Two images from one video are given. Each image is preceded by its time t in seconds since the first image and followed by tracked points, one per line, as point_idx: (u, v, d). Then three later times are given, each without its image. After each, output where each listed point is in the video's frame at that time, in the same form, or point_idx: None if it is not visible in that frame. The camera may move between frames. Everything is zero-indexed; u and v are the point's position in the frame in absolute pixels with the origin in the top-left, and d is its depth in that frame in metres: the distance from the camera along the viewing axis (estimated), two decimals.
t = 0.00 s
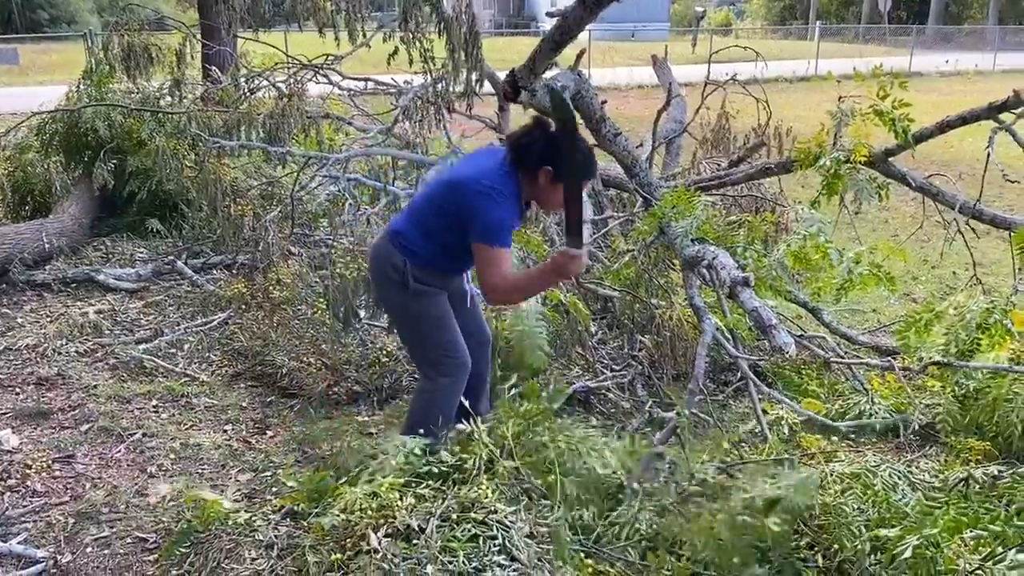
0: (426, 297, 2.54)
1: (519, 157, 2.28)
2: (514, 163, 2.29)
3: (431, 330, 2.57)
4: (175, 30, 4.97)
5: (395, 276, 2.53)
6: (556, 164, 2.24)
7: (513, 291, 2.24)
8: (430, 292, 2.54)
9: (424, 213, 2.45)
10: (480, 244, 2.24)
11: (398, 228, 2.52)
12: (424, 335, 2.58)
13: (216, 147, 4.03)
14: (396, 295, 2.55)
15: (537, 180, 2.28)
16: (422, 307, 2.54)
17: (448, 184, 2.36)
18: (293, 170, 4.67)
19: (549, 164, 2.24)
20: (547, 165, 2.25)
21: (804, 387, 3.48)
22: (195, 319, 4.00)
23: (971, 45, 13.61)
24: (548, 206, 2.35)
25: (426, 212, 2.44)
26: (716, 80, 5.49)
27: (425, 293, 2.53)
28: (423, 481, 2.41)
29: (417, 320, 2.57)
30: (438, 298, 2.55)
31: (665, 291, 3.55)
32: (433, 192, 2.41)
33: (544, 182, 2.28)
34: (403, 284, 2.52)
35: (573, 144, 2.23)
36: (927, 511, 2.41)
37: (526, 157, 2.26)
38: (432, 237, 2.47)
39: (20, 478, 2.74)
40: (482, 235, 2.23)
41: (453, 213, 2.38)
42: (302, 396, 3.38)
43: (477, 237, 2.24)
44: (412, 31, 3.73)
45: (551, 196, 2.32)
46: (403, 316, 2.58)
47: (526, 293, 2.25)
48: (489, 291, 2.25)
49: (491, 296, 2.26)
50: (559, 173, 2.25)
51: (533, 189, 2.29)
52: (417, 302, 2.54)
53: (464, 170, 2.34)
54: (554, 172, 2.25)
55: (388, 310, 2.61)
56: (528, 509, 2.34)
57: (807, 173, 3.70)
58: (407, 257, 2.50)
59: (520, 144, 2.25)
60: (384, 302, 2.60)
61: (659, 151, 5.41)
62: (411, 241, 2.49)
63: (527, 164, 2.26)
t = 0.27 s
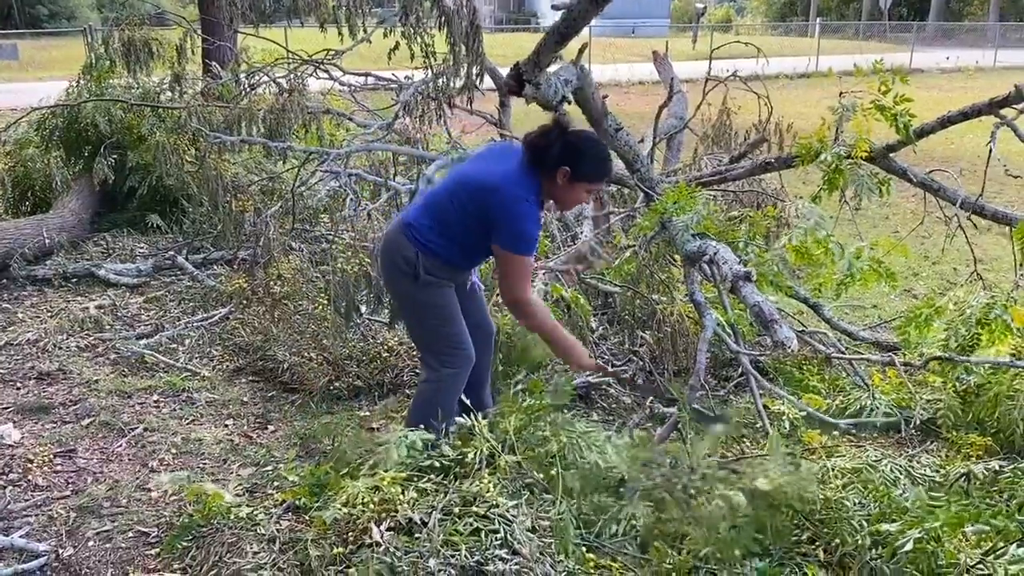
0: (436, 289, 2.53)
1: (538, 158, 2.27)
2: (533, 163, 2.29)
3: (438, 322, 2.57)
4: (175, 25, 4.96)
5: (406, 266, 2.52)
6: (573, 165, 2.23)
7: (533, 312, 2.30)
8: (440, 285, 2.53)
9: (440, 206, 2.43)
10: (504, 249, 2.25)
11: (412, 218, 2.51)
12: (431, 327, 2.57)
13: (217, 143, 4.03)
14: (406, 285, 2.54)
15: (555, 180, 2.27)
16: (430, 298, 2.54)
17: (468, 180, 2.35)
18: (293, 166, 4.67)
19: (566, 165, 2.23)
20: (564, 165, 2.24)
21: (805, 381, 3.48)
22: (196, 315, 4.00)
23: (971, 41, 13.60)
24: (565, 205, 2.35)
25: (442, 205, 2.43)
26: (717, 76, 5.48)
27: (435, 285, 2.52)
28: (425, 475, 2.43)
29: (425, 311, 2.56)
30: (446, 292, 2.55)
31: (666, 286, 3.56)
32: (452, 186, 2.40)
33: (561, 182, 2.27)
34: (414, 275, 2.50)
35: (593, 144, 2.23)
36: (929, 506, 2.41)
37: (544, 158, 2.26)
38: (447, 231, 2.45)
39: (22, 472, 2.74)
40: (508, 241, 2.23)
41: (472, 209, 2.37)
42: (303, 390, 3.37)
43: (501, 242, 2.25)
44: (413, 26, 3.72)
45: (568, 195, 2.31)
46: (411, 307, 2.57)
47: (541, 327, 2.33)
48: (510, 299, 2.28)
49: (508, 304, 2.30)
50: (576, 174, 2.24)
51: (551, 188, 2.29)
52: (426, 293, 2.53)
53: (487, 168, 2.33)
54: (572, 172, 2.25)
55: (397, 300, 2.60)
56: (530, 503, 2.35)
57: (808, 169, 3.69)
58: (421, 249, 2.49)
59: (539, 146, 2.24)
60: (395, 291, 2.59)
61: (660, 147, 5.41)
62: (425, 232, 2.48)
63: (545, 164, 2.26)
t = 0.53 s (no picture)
0: (438, 282, 2.53)
1: (540, 144, 2.27)
2: (535, 150, 2.29)
3: (439, 315, 2.57)
4: (177, 22, 4.96)
5: (410, 257, 2.53)
6: (576, 149, 2.24)
7: (511, 298, 2.24)
8: (442, 278, 2.53)
9: (446, 197, 2.44)
10: (494, 232, 2.19)
11: (420, 210, 2.52)
12: (433, 320, 2.58)
13: (219, 140, 4.02)
14: (409, 277, 2.55)
15: (559, 166, 2.27)
16: (432, 291, 2.54)
17: (473, 170, 2.35)
18: (296, 163, 4.67)
19: (570, 150, 2.23)
20: (568, 150, 2.24)
21: (807, 379, 3.48)
22: (198, 312, 4.00)
23: (973, 40, 13.58)
24: (570, 191, 2.34)
25: (447, 196, 2.44)
26: (720, 74, 5.47)
27: (437, 278, 2.53)
28: (429, 471, 2.43)
29: (427, 304, 2.57)
30: (448, 285, 2.55)
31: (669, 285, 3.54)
32: (457, 177, 2.41)
33: (565, 168, 2.27)
34: (417, 266, 2.52)
35: (595, 128, 2.23)
36: (931, 504, 2.41)
37: (547, 144, 2.26)
38: (451, 223, 2.46)
39: (26, 468, 2.75)
40: (498, 226, 2.19)
41: (476, 200, 2.37)
42: (305, 387, 3.38)
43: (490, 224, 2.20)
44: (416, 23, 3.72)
45: (572, 181, 2.31)
46: (414, 299, 2.58)
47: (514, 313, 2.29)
48: (489, 279, 2.21)
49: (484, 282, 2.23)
50: (580, 158, 2.24)
51: (555, 174, 2.29)
52: (428, 285, 2.54)
53: (489, 158, 2.32)
54: (575, 157, 2.25)
55: (402, 292, 2.61)
56: (533, 499, 2.35)
57: (810, 167, 3.69)
58: (425, 240, 2.50)
59: (541, 132, 2.24)
60: (400, 282, 2.61)
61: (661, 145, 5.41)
62: (430, 223, 2.48)
63: (548, 150, 2.26)
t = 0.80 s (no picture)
0: (437, 280, 2.54)
1: (540, 141, 2.28)
2: (535, 146, 2.30)
3: (438, 313, 2.58)
4: (179, 21, 4.96)
5: (411, 255, 2.54)
6: (576, 145, 2.24)
7: (507, 287, 2.25)
8: (442, 276, 2.54)
9: (445, 195, 2.45)
10: (485, 228, 2.21)
11: (421, 207, 2.53)
12: (432, 318, 2.59)
13: (222, 139, 4.03)
14: (410, 275, 2.56)
15: (558, 162, 2.28)
16: (431, 289, 2.55)
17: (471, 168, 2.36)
18: (298, 162, 4.67)
19: (569, 147, 2.24)
20: (567, 146, 2.25)
21: (808, 379, 3.48)
22: (200, 311, 4.01)
23: (975, 39, 13.56)
24: (569, 189, 2.35)
25: (447, 194, 2.44)
26: (722, 74, 5.47)
27: (436, 276, 2.53)
28: (430, 471, 2.43)
29: (427, 302, 2.58)
30: (448, 284, 2.55)
31: (670, 285, 3.50)
32: (457, 175, 2.41)
33: (564, 164, 2.28)
34: (417, 264, 2.52)
35: (594, 125, 2.25)
36: (932, 503, 2.41)
37: (547, 140, 2.27)
38: (450, 221, 2.46)
39: (28, 467, 2.75)
40: (490, 223, 2.20)
41: (474, 198, 2.37)
42: (308, 386, 3.38)
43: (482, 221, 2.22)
44: (418, 23, 3.72)
45: (572, 178, 2.32)
46: (415, 297, 2.59)
47: (516, 298, 2.29)
48: (482, 272, 2.24)
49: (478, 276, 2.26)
50: (579, 154, 2.25)
51: (555, 170, 2.29)
52: (428, 284, 2.54)
53: (487, 156, 2.33)
54: (574, 154, 2.25)
55: (403, 289, 2.62)
56: (535, 499, 2.35)
57: (812, 166, 3.69)
58: (425, 238, 2.50)
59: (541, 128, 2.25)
60: (400, 280, 2.62)
61: (663, 145, 5.41)
62: (430, 221, 2.49)
63: (548, 146, 2.27)
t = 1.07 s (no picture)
0: (442, 283, 2.55)
1: (544, 148, 2.28)
2: (539, 153, 2.29)
3: (444, 316, 2.59)
4: (182, 22, 4.97)
5: (417, 258, 2.55)
6: (579, 152, 2.23)
7: (558, 292, 2.27)
8: (447, 278, 2.55)
9: (451, 199, 2.46)
10: (514, 240, 2.24)
11: (425, 211, 2.54)
12: (437, 320, 2.60)
13: (224, 140, 4.03)
14: (415, 277, 2.57)
15: (562, 169, 2.27)
16: (437, 291, 2.56)
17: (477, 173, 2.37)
18: (300, 163, 4.68)
19: (572, 154, 2.23)
20: (571, 153, 2.24)
21: (810, 380, 3.47)
22: (203, 311, 4.02)
23: (978, 40, 13.55)
24: (575, 194, 2.34)
25: (453, 199, 2.45)
26: (724, 74, 5.47)
27: (442, 279, 2.54)
28: (433, 471, 2.45)
29: (431, 304, 2.58)
30: (453, 286, 2.56)
31: (672, 286, 3.48)
32: (463, 179, 2.42)
33: (568, 171, 2.27)
34: (422, 267, 2.53)
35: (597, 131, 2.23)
36: (933, 505, 2.42)
37: (551, 147, 2.26)
38: (456, 224, 2.47)
39: (32, 467, 2.76)
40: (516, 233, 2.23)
41: (481, 204, 2.38)
42: (310, 387, 3.39)
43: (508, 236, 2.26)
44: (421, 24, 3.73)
45: (576, 184, 2.31)
46: (420, 300, 2.60)
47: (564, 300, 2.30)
48: (532, 288, 2.25)
49: (534, 294, 2.26)
50: (583, 161, 2.23)
51: (559, 178, 2.28)
52: (433, 286, 2.55)
53: (493, 161, 2.34)
54: (578, 161, 2.24)
55: (407, 292, 2.63)
56: (537, 500, 2.36)
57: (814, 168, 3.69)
58: (430, 241, 2.51)
59: (544, 135, 2.24)
60: (406, 282, 2.63)
61: (665, 146, 5.41)
62: (435, 225, 2.50)
63: (552, 153, 2.26)
